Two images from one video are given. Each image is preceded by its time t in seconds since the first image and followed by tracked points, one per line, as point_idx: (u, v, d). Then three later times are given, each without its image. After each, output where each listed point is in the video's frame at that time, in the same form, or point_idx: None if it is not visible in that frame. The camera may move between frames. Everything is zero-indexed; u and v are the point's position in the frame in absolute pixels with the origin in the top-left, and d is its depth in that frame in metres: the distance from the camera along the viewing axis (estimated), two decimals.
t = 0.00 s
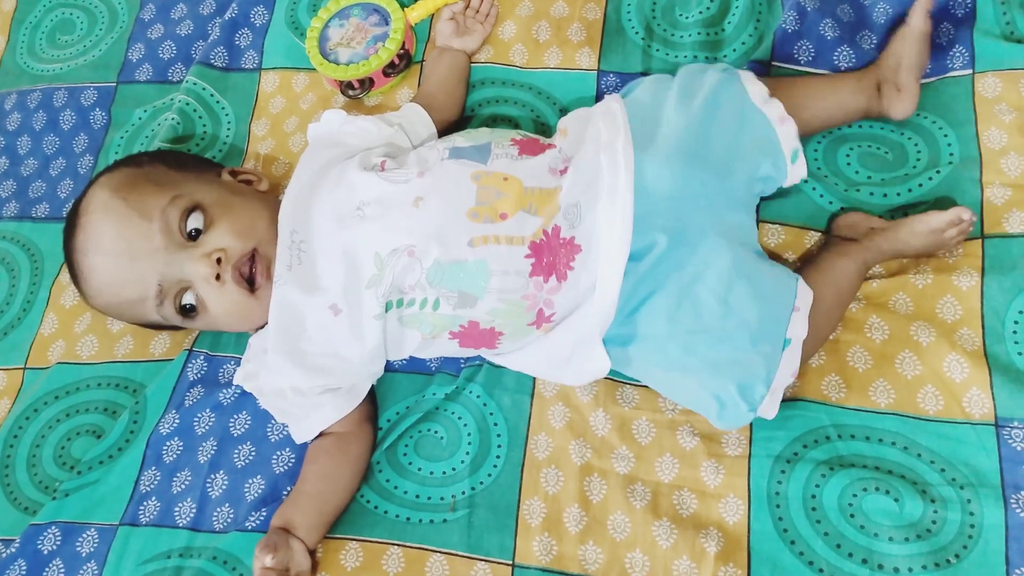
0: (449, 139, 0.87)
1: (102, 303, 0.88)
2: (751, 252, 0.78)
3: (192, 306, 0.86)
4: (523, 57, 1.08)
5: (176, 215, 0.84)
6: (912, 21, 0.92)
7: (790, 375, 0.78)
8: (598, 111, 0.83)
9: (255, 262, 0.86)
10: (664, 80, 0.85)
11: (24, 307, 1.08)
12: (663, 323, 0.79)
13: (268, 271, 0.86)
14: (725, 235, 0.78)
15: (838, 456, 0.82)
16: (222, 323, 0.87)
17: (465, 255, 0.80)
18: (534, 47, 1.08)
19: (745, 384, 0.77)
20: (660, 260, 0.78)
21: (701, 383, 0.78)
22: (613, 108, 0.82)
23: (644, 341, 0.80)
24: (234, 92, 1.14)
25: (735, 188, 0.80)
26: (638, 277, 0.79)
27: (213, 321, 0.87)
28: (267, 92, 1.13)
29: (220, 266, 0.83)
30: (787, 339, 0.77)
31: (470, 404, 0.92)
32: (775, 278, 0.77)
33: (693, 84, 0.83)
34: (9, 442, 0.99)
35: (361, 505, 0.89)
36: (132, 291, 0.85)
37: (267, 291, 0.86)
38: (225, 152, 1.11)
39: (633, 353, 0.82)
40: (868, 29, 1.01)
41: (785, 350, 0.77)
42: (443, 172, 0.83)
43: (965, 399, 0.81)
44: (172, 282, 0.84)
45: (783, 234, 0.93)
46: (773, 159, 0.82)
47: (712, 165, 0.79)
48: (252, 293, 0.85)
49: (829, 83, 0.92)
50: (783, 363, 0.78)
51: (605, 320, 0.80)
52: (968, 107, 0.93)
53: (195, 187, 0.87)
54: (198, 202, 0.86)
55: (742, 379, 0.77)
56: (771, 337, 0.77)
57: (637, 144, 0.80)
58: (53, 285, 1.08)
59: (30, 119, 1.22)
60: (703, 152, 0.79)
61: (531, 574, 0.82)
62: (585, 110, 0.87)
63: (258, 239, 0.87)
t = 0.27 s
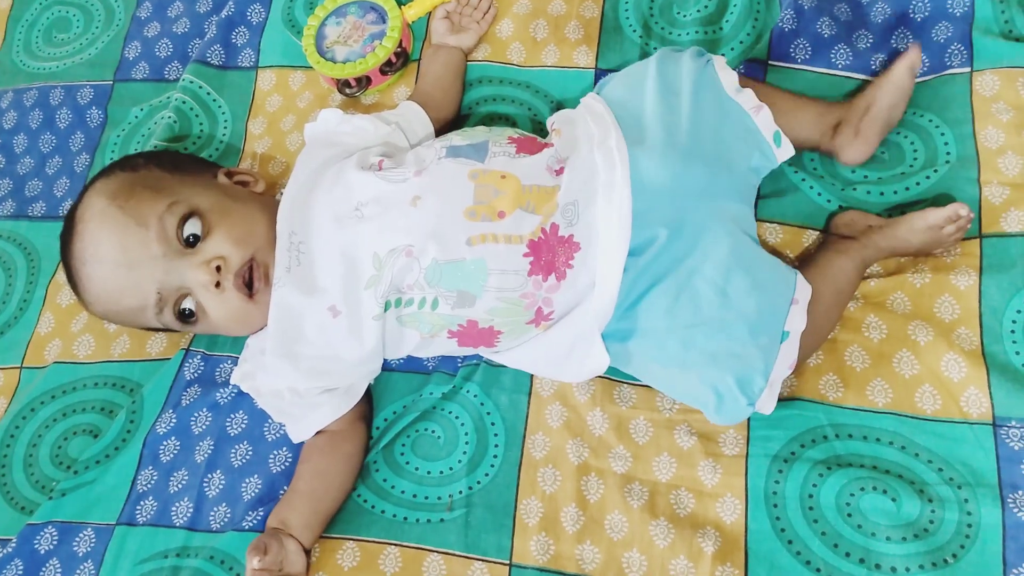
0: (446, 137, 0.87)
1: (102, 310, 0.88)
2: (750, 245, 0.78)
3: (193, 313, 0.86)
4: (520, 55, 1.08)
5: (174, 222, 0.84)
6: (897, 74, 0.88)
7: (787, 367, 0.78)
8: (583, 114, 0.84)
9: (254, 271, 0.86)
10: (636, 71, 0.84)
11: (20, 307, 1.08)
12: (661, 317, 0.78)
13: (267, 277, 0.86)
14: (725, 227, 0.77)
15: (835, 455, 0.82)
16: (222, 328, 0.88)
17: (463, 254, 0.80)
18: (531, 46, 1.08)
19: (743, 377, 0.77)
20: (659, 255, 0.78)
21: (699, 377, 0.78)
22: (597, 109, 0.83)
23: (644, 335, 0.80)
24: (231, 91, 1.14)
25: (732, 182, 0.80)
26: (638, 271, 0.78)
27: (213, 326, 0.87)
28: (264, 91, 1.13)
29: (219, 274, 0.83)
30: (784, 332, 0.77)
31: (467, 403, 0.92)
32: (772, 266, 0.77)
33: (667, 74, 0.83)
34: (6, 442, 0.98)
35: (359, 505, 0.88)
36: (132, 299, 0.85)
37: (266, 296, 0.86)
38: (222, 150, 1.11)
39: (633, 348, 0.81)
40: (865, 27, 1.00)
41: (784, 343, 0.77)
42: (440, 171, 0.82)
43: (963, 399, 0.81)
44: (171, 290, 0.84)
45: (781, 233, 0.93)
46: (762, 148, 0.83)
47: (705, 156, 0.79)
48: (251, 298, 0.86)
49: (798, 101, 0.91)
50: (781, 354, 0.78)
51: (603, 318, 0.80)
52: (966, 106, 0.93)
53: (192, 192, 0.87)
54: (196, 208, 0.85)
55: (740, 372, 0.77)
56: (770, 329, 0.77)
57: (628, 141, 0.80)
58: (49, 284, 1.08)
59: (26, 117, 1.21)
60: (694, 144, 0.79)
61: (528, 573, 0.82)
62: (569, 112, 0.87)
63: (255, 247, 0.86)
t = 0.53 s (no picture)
0: (446, 134, 0.87)
1: (104, 308, 0.88)
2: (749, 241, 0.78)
3: (194, 311, 0.86)
4: (522, 51, 1.08)
5: (175, 221, 0.84)
6: (916, 100, 0.89)
7: (786, 366, 0.78)
8: (586, 109, 0.84)
9: (255, 267, 0.86)
10: (646, 68, 0.85)
11: (21, 302, 1.08)
12: (660, 315, 0.78)
13: (268, 274, 0.87)
14: (724, 225, 0.78)
15: (836, 450, 0.82)
16: (224, 326, 0.88)
17: (462, 250, 0.80)
18: (532, 42, 1.08)
19: (741, 376, 0.77)
20: (656, 253, 0.78)
21: (696, 376, 0.78)
22: (600, 104, 0.83)
23: (642, 334, 0.80)
24: (232, 86, 1.14)
25: (731, 180, 0.80)
26: (636, 269, 0.78)
27: (215, 324, 0.87)
28: (265, 86, 1.13)
29: (220, 272, 0.84)
30: (783, 331, 0.77)
31: (468, 398, 0.92)
32: (771, 264, 0.77)
33: (676, 72, 0.83)
34: (8, 436, 0.99)
35: (359, 499, 0.89)
36: (133, 297, 0.85)
37: (268, 294, 0.86)
38: (223, 146, 1.11)
39: (632, 346, 0.81)
40: (867, 23, 1.00)
41: (782, 342, 0.77)
42: (439, 168, 0.83)
43: (963, 394, 0.81)
44: (173, 289, 0.84)
45: (782, 229, 0.93)
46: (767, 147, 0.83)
47: (707, 155, 0.79)
48: (253, 297, 0.86)
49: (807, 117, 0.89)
50: (780, 354, 0.78)
51: (601, 316, 0.80)
52: (967, 102, 0.93)
53: (192, 190, 0.86)
54: (196, 206, 0.85)
55: (739, 370, 0.77)
56: (768, 328, 0.76)
57: (630, 138, 0.80)
58: (50, 279, 1.08)
59: (27, 112, 1.21)
60: (697, 142, 0.79)
61: (529, 568, 0.82)
62: (573, 108, 0.87)
63: (257, 243, 0.86)
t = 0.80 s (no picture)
0: (446, 129, 0.86)
1: (103, 304, 0.88)
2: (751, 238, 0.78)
3: (193, 307, 0.86)
4: (523, 46, 1.08)
5: (174, 217, 0.83)
6: (929, 71, 0.91)
7: (788, 364, 0.78)
8: (592, 105, 0.83)
9: (254, 262, 0.86)
10: (656, 62, 0.85)
11: (20, 298, 1.08)
12: (661, 314, 0.78)
13: (268, 268, 0.86)
14: (725, 224, 0.77)
15: (837, 447, 0.82)
16: (223, 322, 0.88)
17: (462, 245, 0.80)
18: (533, 37, 1.08)
19: (742, 375, 0.77)
20: (658, 252, 0.78)
21: (697, 374, 0.78)
22: (607, 100, 0.82)
23: (643, 332, 0.80)
24: (232, 82, 1.13)
25: (732, 177, 0.80)
26: (636, 268, 0.78)
27: (214, 320, 0.87)
28: (264, 82, 1.12)
29: (220, 268, 0.83)
30: (785, 329, 0.77)
31: (469, 395, 0.92)
32: (772, 262, 0.77)
33: (685, 68, 0.83)
34: (7, 433, 0.98)
35: (360, 496, 0.88)
36: (132, 294, 0.85)
37: (267, 288, 0.86)
38: (223, 142, 1.10)
39: (632, 345, 0.81)
40: (869, 17, 1.00)
41: (784, 341, 0.77)
42: (439, 161, 0.82)
43: (965, 390, 0.81)
44: (172, 285, 0.84)
45: (783, 225, 0.93)
46: (773, 145, 0.82)
47: (711, 152, 0.79)
48: (252, 292, 0.86)
49: (834, 111, 0.89)
50: (782, 353, 0.77)
51: (602, 314, 0.80)
52: (969, 97, 0.92)
53: (191, 186, 0.86)
54: (196, 202, 0.85)
55: (740, 369, 0.76)
56: (770, 326, 0.76)
57: (633, 134, 0.80)
58: (49, 275, 1.08)
59: (26, 108, 1.21)
60: (702, 139, 0.79)
61: (530, 564, 0.82)
62: (578, 103, 0.86)
63: (257, 238, 0.86)
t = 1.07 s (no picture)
0: (443, 134, 0.86)
1: (100, 308, 0.88)
2: (748, 242, 0.78)
3: (190, 311, 0.86)
4: (520, 49, 1.08)
5: (171, 221, 0.83)
6: (922, 60, 0.92)
7: (785, 369, 0.78)
8: (589, 108, 0.83)
9: (251, 265, 0.86)
10: (654, 66, 0.85)
11: (19, 301, 1.08)
12: (658, 319, 0.78)
13: (264, 271, 0.86)
14: (722, 228, 0.77)
15: (835, 450, 0.82)
16: (220, 326, 0.88)
17: (458, 251, 0.80)
18: (531, 40, 1.08)
19: (739, 380, 0.76)
20: (654, 256, 0.78)
21: (694, 378, 0.78)
22: (604, 103, 0.82)
23: (640, 337, 0.80)
24: (229, 85, 1.13)
25: (728, 182, 0.80)
26: (632, 273, 0.78)
27: (211, 323, 0.87)
28: (262, 85, 1.12)
29: (216, 272, 0.83)
30: (782, 334, 0.77)
31: (466, 398, 0.92)
32: (769, 267, 0.77)
33: (682, 71, 0.83)
34: (5, 436, 0.98)
35: (357, 499, 0.88)
36: (129, 298, 0.85)
37: (264, 292, 0.86)
38: (221, 145, 1.10)
39: (629, 350, 0.81)
40: (866, 20, 1.00)
41: (781, 346, 0.77)
42: (435, 168, 0.82)
43: (962, 394, 0.81)
44: (169, 290, 0.84)
45: (780, 228, 0.93)
46: (770, 147, 0.82)
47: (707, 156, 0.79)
48: (249, 296, 0.86)
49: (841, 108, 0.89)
50: (779, 358, 0.77)
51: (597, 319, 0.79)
52: (966, 100, 0.92)
53: (188, 190, 0.86)
54: (193, 206, 0.85)
55: (737, 374, 0.76)
56: (766, 331, 0.76)
57: (630, 139, 0.79)
58: (48, 279, 1.08)
59: (24, 111, 1.21)
60: (699, 143, 0.79)
61: (527, 568, 0.82)
62: (576, 107, 0.86)
63: (253, 241, 0.86)
